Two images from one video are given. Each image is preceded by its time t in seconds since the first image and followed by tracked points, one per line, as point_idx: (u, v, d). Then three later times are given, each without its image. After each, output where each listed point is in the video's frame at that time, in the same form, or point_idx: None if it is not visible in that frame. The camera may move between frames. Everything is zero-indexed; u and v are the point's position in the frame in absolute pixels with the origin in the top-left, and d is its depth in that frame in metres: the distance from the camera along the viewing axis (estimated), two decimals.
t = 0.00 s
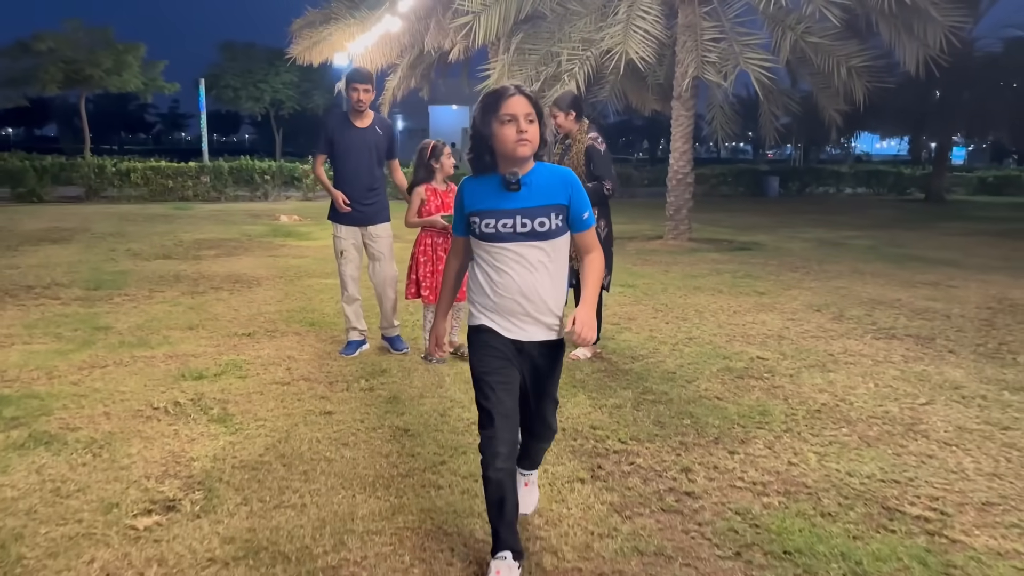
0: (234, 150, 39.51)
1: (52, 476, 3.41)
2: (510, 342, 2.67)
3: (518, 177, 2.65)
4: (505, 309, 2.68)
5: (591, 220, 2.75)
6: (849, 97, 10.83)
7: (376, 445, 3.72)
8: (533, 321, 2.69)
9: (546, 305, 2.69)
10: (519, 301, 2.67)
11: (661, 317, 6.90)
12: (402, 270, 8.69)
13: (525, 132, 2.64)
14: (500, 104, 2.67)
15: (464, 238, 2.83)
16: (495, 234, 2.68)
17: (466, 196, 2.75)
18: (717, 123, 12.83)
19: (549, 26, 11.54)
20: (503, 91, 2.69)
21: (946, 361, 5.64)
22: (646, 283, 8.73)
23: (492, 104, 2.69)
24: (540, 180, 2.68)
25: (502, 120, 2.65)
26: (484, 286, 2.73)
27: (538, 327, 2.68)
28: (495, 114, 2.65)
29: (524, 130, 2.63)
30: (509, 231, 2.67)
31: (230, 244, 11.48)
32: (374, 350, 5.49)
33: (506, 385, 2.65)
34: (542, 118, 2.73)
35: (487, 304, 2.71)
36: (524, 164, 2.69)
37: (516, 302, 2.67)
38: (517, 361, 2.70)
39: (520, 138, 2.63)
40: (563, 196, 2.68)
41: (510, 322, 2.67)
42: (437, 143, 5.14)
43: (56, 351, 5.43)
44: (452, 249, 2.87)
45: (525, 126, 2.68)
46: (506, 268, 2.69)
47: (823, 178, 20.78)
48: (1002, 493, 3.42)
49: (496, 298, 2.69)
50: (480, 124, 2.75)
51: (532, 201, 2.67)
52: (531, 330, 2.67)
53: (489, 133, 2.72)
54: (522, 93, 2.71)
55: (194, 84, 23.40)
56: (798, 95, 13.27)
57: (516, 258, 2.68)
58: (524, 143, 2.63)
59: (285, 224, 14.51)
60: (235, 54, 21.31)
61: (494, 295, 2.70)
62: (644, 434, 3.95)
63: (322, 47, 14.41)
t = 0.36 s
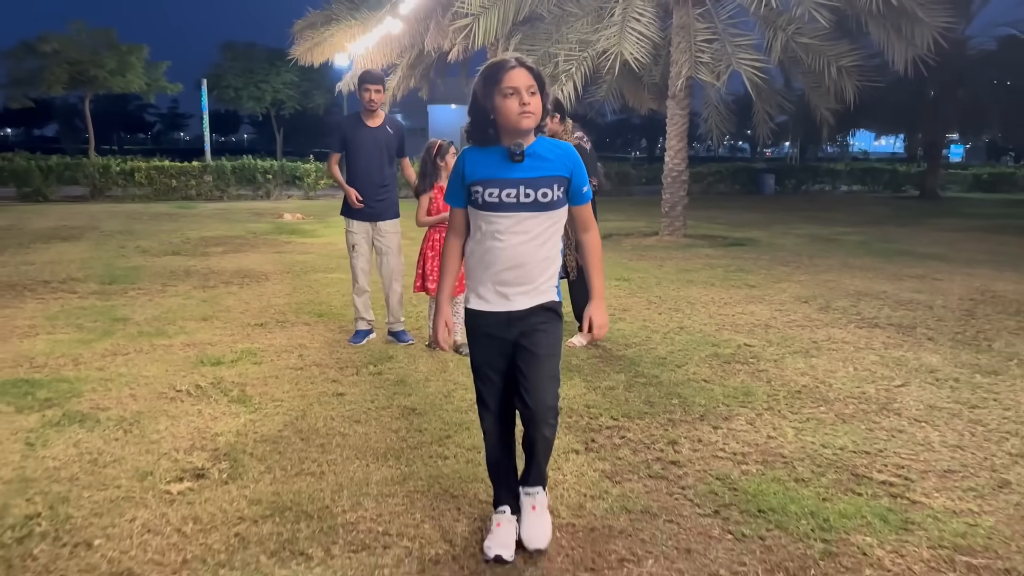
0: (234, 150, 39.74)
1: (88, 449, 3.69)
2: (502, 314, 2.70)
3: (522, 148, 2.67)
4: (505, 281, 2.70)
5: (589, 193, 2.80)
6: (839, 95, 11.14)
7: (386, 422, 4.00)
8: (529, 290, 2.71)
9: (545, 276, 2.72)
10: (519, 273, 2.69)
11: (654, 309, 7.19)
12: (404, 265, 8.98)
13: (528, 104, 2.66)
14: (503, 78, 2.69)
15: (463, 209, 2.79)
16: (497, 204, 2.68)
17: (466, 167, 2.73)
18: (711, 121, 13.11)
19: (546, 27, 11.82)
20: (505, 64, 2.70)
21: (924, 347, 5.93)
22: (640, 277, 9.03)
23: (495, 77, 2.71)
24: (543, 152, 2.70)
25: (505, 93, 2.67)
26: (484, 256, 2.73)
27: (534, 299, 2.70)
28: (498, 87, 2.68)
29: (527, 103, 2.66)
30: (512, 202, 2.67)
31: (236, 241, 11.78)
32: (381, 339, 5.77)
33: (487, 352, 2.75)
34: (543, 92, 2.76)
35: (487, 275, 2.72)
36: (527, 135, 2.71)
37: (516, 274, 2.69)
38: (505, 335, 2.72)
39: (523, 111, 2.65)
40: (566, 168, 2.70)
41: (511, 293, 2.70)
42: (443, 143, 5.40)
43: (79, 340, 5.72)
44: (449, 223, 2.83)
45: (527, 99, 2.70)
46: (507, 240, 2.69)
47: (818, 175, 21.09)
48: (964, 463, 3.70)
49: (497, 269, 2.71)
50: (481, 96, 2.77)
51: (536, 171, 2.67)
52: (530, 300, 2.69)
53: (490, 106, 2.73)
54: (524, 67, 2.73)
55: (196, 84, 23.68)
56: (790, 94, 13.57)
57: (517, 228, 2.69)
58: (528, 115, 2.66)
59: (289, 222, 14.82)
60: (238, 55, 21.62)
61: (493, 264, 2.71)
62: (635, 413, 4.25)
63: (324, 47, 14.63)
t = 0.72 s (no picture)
0: (236, 149, 40.02)
1: (114, 429, 3.95)
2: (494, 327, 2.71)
3: (524, 164, 2.68)
4: (499, 294, 2.71)
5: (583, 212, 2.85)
6: (829, 94, 11.40)
7: (391, 405, 4.26)
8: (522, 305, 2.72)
9: (538, 293, 2.72)
10: (513, 288, 2.70)
11: (648, 302, 7.44)
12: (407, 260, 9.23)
13: (532, 120, 2.68)
14: (506, 92, 2.69)
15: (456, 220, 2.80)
16: (493, 218, 2.69)
17: (463, 179, 2.74)
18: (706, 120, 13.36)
19: (544, 28, 12.07)
20: (509, 78, 2.71)
21: (905, 337, 6.17)
22: (635, 273, 9.28)
23: (498, 91, 2.71)
24: (541, 169, 2.71)
25: (509, 107, 2.67)
26: (478, 270, 2.75)
27: (528, 314, 2.69)
28: (503, 101, 2.67)
29: (531, 118, 2.67)
30: (507, 217, 2.69)
31: (241, 239, 12.04)
32: (385, 331, 6.05)
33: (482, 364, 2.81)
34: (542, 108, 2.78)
35: (480, 287, 2.73)
36: (528, 151, 2.73)
37: (510, 289, 2.70)
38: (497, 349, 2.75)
39: (527, 125, 2.67)
40: (563, 188, 2.73)
41: (504, 307, 2.70)
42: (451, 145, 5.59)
43: (97, 332, 5.98)
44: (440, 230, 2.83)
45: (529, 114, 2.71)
46: (501, 254, 2.71)
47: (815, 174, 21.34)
48: (932, 440, 3.95)
49: (490, 283, 2.72)
50: (482, 109, 2.75)
51: (533, 189, 2.70)
52: (523, 314, 2.69)
53: (492, 120, 2.73)
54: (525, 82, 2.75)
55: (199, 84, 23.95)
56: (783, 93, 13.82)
57: (512, 242, 2.71)
58: (532, 130, 2.67)
59: (291, 221, 15.07)
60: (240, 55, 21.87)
61: (487, 277, 2.72)
62: (626, 396, 4.51)
63: (324, 48, 15.07)
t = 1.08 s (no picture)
0: (238, 149, 40.31)
1: (135, 410, 4.24)
2: (496, 332, 2.77)
3: (526, 170, 2.74)
4: (500, 298, 2.77)
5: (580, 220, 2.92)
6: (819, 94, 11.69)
7: (395, 388, 4.56)
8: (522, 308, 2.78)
9: (537, 298, 2.79)
10: (513, 293, 2.76)
11: (641, 295, 7.73)
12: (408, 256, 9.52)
13: (533, 123, 2.73)
14: (509, 98, 2.78)
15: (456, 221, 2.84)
16: (496, 222, 2.75)
17: (467, 182, 2.79)
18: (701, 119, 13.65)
19: (541, 29, 12.35)
20: (511, 86, 2.80)
21: (884, 327, 6.47)
22: (629, 268, 9.58)
23: (501, 99, 2.81)
24: (543, 175, 2.77)
25: (510, 112, 2.75)
26: (478, 273, 2.79)
27: (528, 318, 2.77)
28: (504, 106, 2.75)
29: (531, 121, 2.73)
30: (511, 223, 2.74)
31: (245, 237, 12.33)
32: (388, 322, 6.33)
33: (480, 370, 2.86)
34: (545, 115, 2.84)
35: (480, 291, 2.78)
36: (530, 155, 2.78)
37: (511, 294, 2.76)
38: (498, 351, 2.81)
39: (527, 129, 2.73)
40: (564, 197, 2.80)
41: (504, 311, 2.76)
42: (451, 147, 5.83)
43: (113, 323, 6.27)
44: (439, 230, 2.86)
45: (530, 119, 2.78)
46: (501, 259, 2.76)
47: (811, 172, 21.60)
48: (898, 417, 4.23)
49: (491, 287, 2.77)
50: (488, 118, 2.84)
51: (535, 194, 2.75)
52: (523, 317, 2.76)
53: (496, 127, 2.81)
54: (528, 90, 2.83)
55: (201, 85, 24.24)
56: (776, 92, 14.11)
57: (514, 247, 2.76)
58: (532, 133, 2.73)
59: (294, 219, 15.37)
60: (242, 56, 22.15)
61: (489, 280, 2.77)
62: (615, 379, 4.81)
63: (326, 50, 15.42)
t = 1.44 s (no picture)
0: (239, 150, 40.61)
1: (155, 392, 4.53)
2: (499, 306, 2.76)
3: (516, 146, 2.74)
4: (495, 274, 2.77)
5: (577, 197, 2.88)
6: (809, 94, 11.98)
7: (399, 374, 4.85)
8: (520, 284, 2.78)
9: (533, 274, 2.78)
10: (509, 268, 2.76)
11: (634, 290, 8.01)
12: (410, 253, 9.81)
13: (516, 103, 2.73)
14: (495, 75, 2.79)
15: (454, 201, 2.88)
16: (489, 197, 2.75)
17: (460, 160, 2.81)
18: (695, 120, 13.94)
19: (539, 32, 12.65)
20: (500, 62, 2.80)
21: (866, 318, 6.77)
22: (623, 265, 9.87)
23: (491, 76, 2.84)
24: (533, 149, 2.76)
25: (496, 92, 2.76)
26: (474, 249, 2.81)
27: (524, 293, 2.77)
28: (489, 84, 2.77)
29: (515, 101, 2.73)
30: (504, 196, 2.75)
31: (250, 236, 12.63)
32: (391, 315, 6.60)
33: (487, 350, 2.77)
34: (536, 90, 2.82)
35: (476, 268, 2.80)
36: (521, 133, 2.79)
37: (506, 269, 2.76)
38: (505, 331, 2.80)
39: (511, 109, 2.73)
40: (557, 169, 2.77)
41: (500, 286, 2.76)
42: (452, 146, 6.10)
43: (128, 316, 6.57)
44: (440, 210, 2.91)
45: (517, 96, 2.78)
46: (496, 234, 2.77)
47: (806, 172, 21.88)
48: (870, 399, 4.51)
49: (487, 262, 2.78)
50: (482, 95, 2.88)
51: (527, 167, 2.75)
52: (521, 292, 2.76)
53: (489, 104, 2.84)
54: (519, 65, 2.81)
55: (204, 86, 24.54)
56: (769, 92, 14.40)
57: (508, 222, 2.77)
58: (516, 114, 2.73)
59: (297, 219, 15.67)
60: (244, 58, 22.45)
61: (486, 257, 2.77)
62: (606, 366, 5.10)
63: (326, 52, 15.70)
